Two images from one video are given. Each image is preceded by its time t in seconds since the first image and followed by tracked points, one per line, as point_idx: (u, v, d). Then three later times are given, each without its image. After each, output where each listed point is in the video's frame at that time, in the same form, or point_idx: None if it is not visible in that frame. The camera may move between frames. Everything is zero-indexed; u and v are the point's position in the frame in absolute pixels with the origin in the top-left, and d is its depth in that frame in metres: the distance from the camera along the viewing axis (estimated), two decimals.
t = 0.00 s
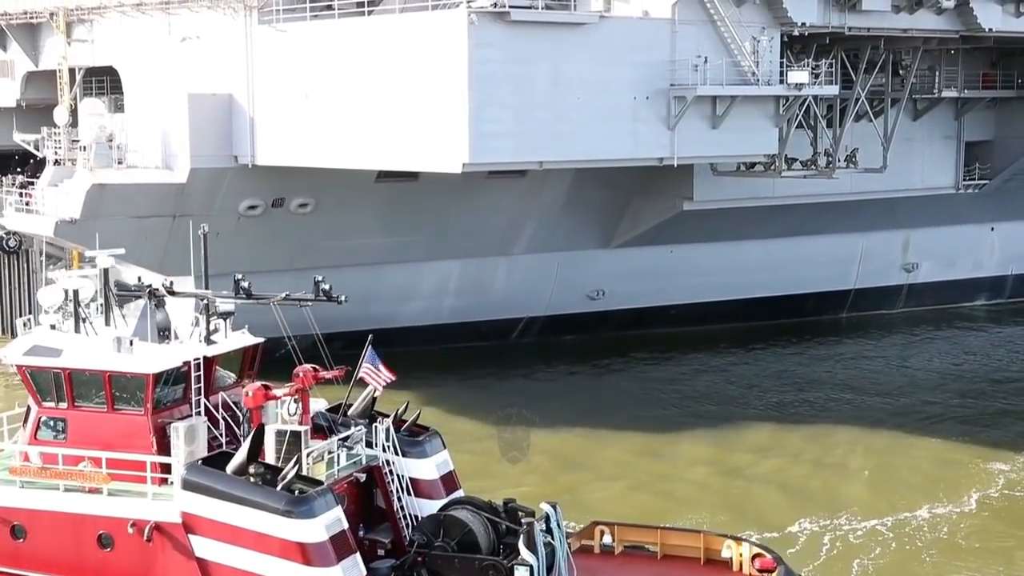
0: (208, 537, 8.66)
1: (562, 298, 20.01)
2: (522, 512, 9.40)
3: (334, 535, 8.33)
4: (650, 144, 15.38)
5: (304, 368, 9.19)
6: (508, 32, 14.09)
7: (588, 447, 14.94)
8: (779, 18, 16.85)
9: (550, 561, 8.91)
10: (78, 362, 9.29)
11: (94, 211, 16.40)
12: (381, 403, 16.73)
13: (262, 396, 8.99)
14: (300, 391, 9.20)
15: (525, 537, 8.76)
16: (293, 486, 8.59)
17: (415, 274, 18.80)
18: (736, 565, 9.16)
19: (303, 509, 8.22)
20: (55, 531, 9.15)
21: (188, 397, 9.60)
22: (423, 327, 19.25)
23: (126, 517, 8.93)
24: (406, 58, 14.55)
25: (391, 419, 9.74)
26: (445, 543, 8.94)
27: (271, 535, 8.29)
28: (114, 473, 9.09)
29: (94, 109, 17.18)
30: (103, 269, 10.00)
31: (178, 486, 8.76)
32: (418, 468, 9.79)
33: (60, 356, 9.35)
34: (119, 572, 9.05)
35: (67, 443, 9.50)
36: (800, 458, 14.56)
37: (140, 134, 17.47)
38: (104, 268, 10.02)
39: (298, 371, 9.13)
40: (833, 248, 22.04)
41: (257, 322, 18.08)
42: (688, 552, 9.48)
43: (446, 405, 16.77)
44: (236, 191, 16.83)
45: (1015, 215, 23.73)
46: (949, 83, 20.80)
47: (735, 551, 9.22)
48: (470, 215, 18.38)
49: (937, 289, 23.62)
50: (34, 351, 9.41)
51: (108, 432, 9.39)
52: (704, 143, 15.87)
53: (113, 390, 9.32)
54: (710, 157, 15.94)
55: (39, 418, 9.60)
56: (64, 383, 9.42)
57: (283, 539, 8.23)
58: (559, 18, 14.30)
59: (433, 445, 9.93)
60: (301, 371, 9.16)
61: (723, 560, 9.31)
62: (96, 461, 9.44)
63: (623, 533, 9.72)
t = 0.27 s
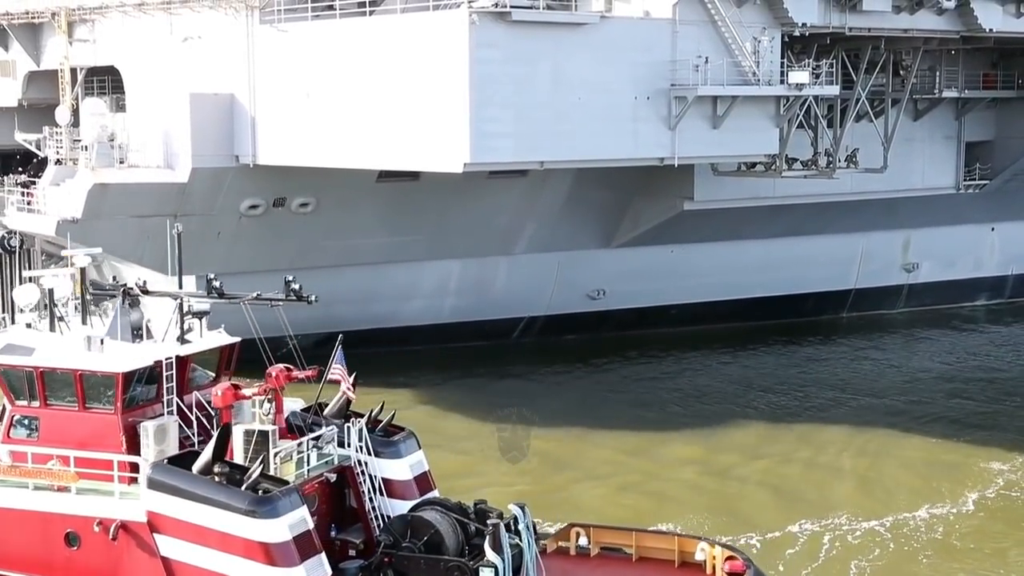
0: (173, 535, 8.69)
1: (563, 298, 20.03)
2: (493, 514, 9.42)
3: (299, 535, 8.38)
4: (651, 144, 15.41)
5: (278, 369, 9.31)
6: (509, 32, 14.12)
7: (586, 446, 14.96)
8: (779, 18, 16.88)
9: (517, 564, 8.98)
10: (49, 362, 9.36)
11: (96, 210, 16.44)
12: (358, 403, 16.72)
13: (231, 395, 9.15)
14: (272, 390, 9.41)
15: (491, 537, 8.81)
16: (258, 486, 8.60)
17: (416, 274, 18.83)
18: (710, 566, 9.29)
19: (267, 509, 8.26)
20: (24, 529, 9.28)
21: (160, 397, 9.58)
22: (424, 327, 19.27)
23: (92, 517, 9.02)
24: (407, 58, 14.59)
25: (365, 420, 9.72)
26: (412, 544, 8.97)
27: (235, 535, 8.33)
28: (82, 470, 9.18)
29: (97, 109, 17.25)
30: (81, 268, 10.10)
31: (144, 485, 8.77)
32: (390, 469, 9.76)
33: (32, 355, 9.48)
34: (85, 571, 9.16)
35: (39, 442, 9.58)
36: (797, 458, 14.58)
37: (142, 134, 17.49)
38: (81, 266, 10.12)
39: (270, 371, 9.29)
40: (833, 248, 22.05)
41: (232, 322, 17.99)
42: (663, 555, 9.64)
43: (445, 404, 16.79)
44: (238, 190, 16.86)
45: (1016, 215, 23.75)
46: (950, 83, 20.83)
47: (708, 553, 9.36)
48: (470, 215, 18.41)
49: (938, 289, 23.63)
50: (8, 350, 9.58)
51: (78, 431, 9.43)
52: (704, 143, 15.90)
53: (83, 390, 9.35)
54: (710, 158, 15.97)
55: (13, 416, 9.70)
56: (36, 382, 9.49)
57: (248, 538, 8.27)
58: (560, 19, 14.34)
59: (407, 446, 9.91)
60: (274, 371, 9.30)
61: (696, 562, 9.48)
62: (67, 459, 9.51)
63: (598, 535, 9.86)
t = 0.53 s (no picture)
0: (138, 536, 8.72)
1: (563, 299, 20.05)
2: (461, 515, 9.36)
3: (263, 537, 8.40)
4: (650, 145, 15.44)
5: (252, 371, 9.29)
6: (508, 34, 14.13)
7: (584, 447, 14.98)
8: (779, 19, 16.90)
9: (483, 565, 9.02)
10: (21, 361, 9.41)
11: (97, 211, 16.47)
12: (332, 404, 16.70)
13: (200, 396, 9.07)
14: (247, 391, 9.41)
15: (457, 538, 8.77)
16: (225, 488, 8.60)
17: (416, 275, 18.86)
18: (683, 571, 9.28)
19: (230, 510, 8.28)
20: None
21: (133, 398, 9.60)
22: (424, 327, 19.30)
23: (59, 517, 9.07)
24: (406, 59, 14.63)
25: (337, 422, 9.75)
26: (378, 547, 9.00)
27: (199, 536, 8.36)
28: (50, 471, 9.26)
29: (97, 110, 17.24)
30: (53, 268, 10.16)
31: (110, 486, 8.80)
32: (361, 469, 9.69)
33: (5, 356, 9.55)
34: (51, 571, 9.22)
35: (11, 442, 9.63)
36: (794, 458, 14.59)
37: (143, 134, 17.51)
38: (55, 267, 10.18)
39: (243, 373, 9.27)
40: (833, 249, 22.06)
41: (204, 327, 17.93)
42: (636, 558, 9.59)
43: (446, 404, 16.81)
44: (238, 191, 16.88)
45: (1015, 215, 23.78)
46: (949, 84, 20.85)
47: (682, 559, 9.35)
48: (470, 216, 18.43)
49: (937, 290, 23.65)
50: None
51: (50, 431, 9.47)
52: (704, 144, 15.93)
53: (55, 391, 9.38)
54: (710, 158, 16.00)
55: None
56: (9, 382, 9.53)
57: (211, 539, 8.29)
58: (559, 20, 14.36)
59: (380, 448, 9.84)
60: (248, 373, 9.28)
61: (671, 566, 9.45)
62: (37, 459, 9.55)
63: (574, 538, 9.85)
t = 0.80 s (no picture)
0: (103, 539, 8.76)
1: (563, 300, 20.07)
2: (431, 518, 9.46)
3: (227, 539, 8.44)
4: (650, 147, 15.47)
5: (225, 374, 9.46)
6: (507, 36, 14.14)
7: (583, 448, 15.00)
8: (778, 21, 16.92)
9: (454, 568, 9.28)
10: None
11: (98, 214, 16.48)
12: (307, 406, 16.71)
13: (170, 398, 9.08)
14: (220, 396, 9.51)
15: (423, 541, 9.06)
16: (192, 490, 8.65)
17: (416, 276, 18.88)
18: None
19: (193, 512, 8.33)
20: None
21: (106, 400, 9.60)
22: (425, 329, 19.33)
23: (25, 519, 9.09)
24: (405, 61, 14.67)
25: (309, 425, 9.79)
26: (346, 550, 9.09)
27: (163, 539, 8.40)
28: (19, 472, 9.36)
29: (98, 113, 17.17)
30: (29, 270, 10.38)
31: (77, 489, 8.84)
32: (334, 473, 9.74)
33: None
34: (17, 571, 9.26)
35: None
36: (793, 459, 14.63)
37: (144, 136, 17.51)
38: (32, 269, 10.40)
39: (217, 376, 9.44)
40: (833, 250, 22.08)
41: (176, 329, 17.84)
42: (611, 562, 9.80)
43: (447, 405, 16.83)
44: (239, 194, 16.90)
45: (1014, 217, 23.80)
46: (948, 86, 20.88)
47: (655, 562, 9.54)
48: (470, 218, 18.46)
49: (937, 291, 23.68)
50: None
51: (20, 432, 9.46)
52: (704, 146, 15.95)
53: (26, 392, 9.38)
54: (710, 160, 16.03)
55: None
56: None
57: (175, 542, 8.33)
58: (559, 22, 14.40)
59: (352, 452, 9.89)
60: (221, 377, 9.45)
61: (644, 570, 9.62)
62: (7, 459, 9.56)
63: (549, 541, 10.00)
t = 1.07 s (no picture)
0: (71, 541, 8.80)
1: (564, 303, 20.09)
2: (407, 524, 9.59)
3: (193, 543, 8.45)
4: (652, 149, 15.50)
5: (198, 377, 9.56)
6: (508, 38, 14.17)
7: (584, 451, 15.02)
8: (779, 23, 16.94)
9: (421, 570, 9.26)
10: None
11: (100, 217, 16.49)
12: (285, 409, 16.70)
13: (141, 401, 9.18)
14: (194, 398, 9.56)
15: (389, 546, 9.09)
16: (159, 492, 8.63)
17: (418, 279, 18.90)
18: None
19: (158, 516, 8.35)
20: None
21: (80, 403, 9.60)
22: (427, 332, 19.37)
23: None
24: (406, 64, 14.70)
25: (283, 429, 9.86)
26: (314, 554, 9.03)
27: (128, 542, 8.43)
28: None
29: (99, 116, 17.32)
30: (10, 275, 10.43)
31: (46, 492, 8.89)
32: (310, 476, 9.81)
33: None
34: None
35: None
36: (792, 462, 14.65)
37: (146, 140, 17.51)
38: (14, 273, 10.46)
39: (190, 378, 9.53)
40: (835, 252, 22.09)
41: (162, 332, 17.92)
42: (586, 567, 9.90)
43: (448, 408, 16.86)
44: (241, 197, 16.92)
45: (1015, 219, 23.81)
46: (950, 89, 20.91)
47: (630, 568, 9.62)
48: (472, 221, 18.49)
49: (938, 294, 23.68)
50: None
51: None
52: (706, 148, 15.98)
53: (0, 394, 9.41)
54: (711, 162, 16.05)
55: None
56: None
57: (140, 545, 8.35)
58: (561, 25, 14.44)
59: (329, 455, 9.95)
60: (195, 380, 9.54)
61: None
62: None
63: (527, 547, 10.14)
